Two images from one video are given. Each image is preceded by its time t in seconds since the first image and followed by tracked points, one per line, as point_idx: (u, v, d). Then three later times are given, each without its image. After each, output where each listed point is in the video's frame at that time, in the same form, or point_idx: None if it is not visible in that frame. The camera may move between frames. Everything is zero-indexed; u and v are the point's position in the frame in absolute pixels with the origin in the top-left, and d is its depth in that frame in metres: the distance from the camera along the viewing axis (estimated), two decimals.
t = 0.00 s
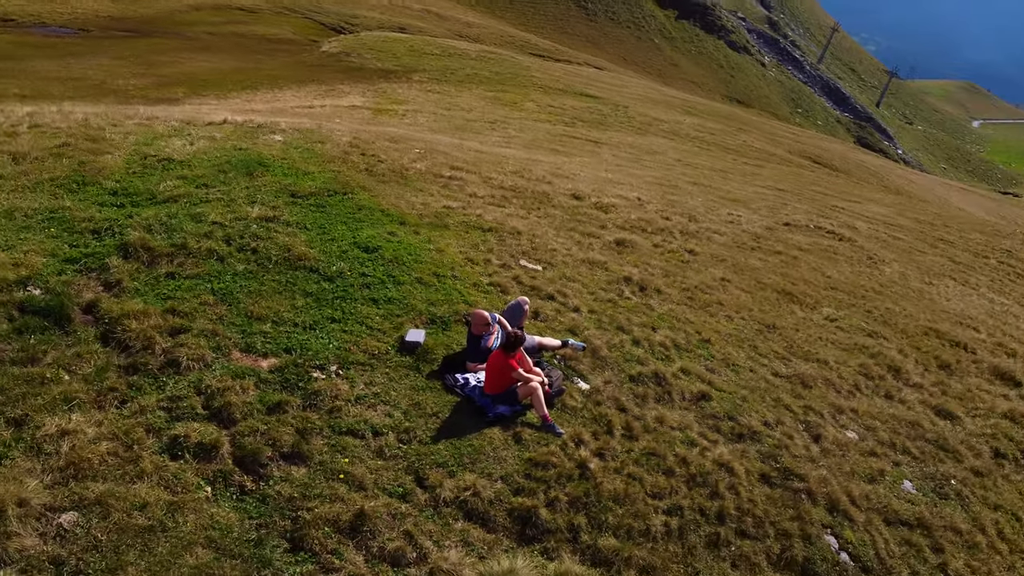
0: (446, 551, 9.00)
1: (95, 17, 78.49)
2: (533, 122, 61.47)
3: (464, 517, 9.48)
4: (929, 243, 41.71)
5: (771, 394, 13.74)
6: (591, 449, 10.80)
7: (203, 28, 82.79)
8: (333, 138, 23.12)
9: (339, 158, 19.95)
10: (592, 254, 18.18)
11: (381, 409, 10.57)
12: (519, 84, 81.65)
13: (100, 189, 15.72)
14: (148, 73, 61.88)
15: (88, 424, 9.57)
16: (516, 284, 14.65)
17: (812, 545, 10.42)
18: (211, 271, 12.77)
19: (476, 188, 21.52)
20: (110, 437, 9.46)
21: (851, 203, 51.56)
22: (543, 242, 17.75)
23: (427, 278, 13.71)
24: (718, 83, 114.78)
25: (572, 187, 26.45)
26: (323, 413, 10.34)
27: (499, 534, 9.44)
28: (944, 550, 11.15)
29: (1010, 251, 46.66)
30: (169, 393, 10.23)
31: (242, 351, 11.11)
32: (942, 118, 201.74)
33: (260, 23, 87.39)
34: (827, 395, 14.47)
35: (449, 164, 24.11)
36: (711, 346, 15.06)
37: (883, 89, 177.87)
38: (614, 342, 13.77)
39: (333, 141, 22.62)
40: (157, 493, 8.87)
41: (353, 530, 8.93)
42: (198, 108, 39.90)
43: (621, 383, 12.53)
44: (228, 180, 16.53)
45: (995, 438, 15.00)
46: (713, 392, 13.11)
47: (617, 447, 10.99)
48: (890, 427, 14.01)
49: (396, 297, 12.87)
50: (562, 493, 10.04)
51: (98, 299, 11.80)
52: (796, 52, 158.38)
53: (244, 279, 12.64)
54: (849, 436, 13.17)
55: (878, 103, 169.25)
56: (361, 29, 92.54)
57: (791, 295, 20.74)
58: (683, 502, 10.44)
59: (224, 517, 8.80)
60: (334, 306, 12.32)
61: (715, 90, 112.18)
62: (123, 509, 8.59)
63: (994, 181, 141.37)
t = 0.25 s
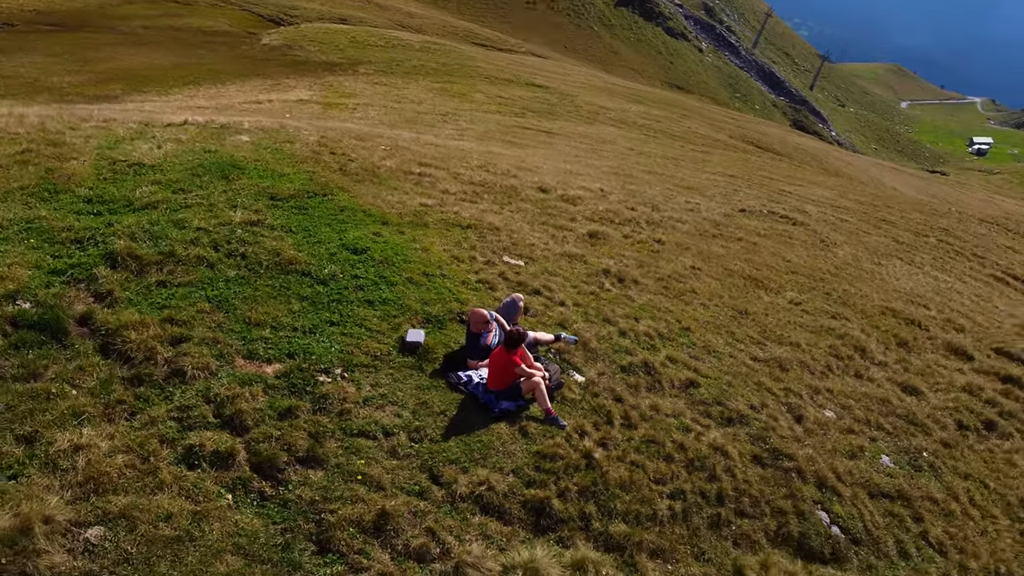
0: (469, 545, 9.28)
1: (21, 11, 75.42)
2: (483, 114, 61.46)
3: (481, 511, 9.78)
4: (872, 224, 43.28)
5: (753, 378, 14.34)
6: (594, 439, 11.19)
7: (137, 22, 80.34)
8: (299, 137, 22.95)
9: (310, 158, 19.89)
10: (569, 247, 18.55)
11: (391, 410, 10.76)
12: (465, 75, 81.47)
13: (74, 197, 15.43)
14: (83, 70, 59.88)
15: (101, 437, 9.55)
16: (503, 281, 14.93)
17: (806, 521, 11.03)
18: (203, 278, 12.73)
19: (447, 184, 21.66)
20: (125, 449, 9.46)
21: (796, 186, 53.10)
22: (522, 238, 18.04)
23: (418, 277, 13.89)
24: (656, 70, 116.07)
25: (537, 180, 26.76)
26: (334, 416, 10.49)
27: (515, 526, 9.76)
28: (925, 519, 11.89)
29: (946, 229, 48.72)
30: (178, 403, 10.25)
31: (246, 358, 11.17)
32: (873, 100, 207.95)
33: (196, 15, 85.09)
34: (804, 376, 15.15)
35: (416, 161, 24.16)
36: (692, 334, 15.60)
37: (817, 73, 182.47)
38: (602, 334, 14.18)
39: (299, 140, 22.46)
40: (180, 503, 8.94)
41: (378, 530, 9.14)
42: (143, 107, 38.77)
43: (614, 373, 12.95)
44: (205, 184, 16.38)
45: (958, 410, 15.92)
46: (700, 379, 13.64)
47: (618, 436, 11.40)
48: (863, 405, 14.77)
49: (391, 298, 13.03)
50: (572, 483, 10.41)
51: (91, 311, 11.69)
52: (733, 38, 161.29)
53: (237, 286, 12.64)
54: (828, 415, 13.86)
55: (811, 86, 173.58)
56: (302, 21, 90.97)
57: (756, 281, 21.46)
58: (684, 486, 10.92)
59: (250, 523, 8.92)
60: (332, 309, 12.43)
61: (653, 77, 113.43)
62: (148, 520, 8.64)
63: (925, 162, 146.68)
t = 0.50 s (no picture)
0: (494, 537, 9.60)
1: None
2: (439, 106, 61.20)
3: (502, 504, 10.10)
4: (826, 207, 44.60)
5: (740, 364, 14.93)
6: (602, 430, 11.60)
7: (75, 15, 77.71)
8: (271, 137, 22.77)
9: (288, 159, 19.80)
10: (552, 242, 18.89)
11: (405, 409, 10.99)
12: (417, 66, 80.95)
13: (55, 205, 15.17)
14: (22, 67, 57.81)
15: (123, 448, 9.60)
16: (495, 278, 15.21)
17: (804, 499, 11.64)
18: (203, 285, 12.73)
19: (425, 181, 21.77)
20: (148, 459, 9.53)
21: (749, 172, 54.25)
22: (506, 233, 18.32)
23: (415, 277, 14.09)
24: (603, 59, 116.55)
25: (508, 174, 26.99)
26: (351, 418, 10.68)
27: (535, 517, 10.11)
28: (909, 492, 12.63)
29: (894, 211, 50.42)
30: (195, 411, 10.32)
31: (256, 363, 11.26)
32: (814, 85, 212.51)
33: (136, 8, 82.61)
34: (786, 360, 15.80)
35: (389, 158, 24.18)
36: (678, 323, 16.11)
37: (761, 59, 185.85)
38: (596, 327, 14.58)
39: (273, 140, 22.29)
40: (210, 510, 9.06)
41: (406, 527, 9.39)
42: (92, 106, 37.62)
43: (612, 365, 13.37)
44: (189, 189, 16.24)
45: (928, 387, 16.79)
46: (691, 368, 14.15)
47: (623, 426, 11.82)
48: (842, 386, 15.49)
49: (392, 298, 13.21)
50: (585, 473, 10.80)
51: (94, 321, 11.63)
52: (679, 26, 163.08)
53: (238, 292, 12.67)
54: (812, 397, 14.53)
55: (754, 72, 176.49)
56: (248, 13, 89.15)
57: (729, 269, 22.13)
58: (689, 471, 11.41)
59: (281, 527, 9.10)
60: (335, 311, 12.57)
61: (600, 65, 113.96)
62: (182, 528, 8.75)
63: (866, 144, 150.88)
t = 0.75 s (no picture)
0: (519, 529, 9.94)
1: None
2: (395, 99, 60.72)
3: (522, 497, 10.44)
4: (782, 193, 45.76)
5: (728, 351, 15.50)
6: (609, 421, 12.02)
7: (10, 9, 74.83)
8: (246, 138, 22.59)
9: (268, 161, 19.71)
10: (536, 237, 19.22)
11: (420, 409, 11.24)
12: (370, 59, 80.22)
13: (41, 214, 14.92)
14: None
15: (150, 459, 9.67)
16: (490, 275, 15.49)
17: (800, 479, 12.26)
18: (205, 292, 12.75)
19: (405, 179, 21.86)
20: (175, 469, 9.62)
21: (705, 160, 55.23)
22: (492, 231, 18.58)
23: (413, 278, 14.29)
24: (551, 48, 116.31)
25: (481, 170, 27.18)
26: (369, 420, 10.89)
27: (555, 508, 10.47)
28: (895, 468, 13.37)
29: (846, 195, 51.96)
30: (215, 419, 10.41)
31: (271, 370, 11.39)
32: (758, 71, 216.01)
33: (75, 3, 79.95)
34: (769, 346, 16.44)
35: (365, 156, 24.18)
36: (664, 313, 16.62)
37: (707, 46, 188.33)
38: (591, 320, 14.97)
39: (247, 141, 22.11)
40: (244, 516, 9.22)
41: (435, 524, 9.68)
42: (39, 106, 36.36)
43: (610, 357, 13.79)
44: (176, 195, 16.12)
45: (901, 367, 17.65)
46: (684, 357, 14.65)
47: (628, 416, 12.26)
48: (823, 368, 16.21)
49: (395, 299, 13.41)
50: (598, 464, 11.20)
51: (102, 333, 11.59)
52: (626, 14, 164.16)
53: (242, 298, 12.72)
54: (798, 380, 15.19)
55: (700, 59, 178.66)
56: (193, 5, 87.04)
57: (703, 257, 22.77)
58: (693, 457, 11.90)
59: (314, 529, 9.30)
60: (341, 314, 12.73)
61: (548, 54, 113.85)
62: (218, 536, 8.88)
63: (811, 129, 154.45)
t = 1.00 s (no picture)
0: (543, 521, 10.31)
1: None
2: (351, 95, 60.08)
3: (541, 489, 10.80)
4: (739, 181, 46.80)
5: (716, 340, 16.07)
6: (615, 413, 12.45)
7: None
8: (220, 141, 22.37)
9: (249, 165, 19.61)
10: (520, 233, 19.53)
11: (436, 409, 11.51)
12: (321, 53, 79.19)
13: (28, 226, 14.69)
14: None
15: (178, 470, 9.76)
16: (484, 274, 15.77)
17: (795, 460, 12.88)
18: (208, 301, 12.78)
19: (385, 179, 21.94)
20: (205, 478, 9.73)
21: (662, 149, 56.06)
22: (478, 229, 18.84)
23: (412, 279, 14.51)
24: (499, 38, 115.61)
25: (454, 167, 27.32)
26: (388, 421, 11.12)
27: (573, 499, 10.86)
28: (880, 446, 14.10)
29: (799, 181, 53.34)
30: (237, 427, 10.53)
31: (285, 376, 11.52)
32: (703, 58, 218.73)
33: None
34: (752, 334, 17.07)
35: (340, 156, 24.14)
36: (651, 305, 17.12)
37: (653, 34, 190.11)
38: (585, 315, 15.38)
39: (222, 144, 21.90)
40: (278, 521, 9.40)
41: (462, 520, 9.99)
42: None
43: (608, 350, 14.22)
44: (164, 203, 16.01)
45: (875, 348, 18.48)
46: (676, 347, 15.17)
47: (633, 407, 12.71)
48: (804, 353, 16.91)
49: (398, 301, 13.62)
50: (609, 454, 11.62)
51: (111, 345, 11.56)
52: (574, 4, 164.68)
53: (247, 305, 12.80)
54: (783, 365, 15.84)
55: (647, 48, 180.13)
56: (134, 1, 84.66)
57: (678, 248, 23.37)
58: (696, 444, 12.41)
59: (348, 531, 9.53)
60: (348, 318, 12.90)
61: (497, 45, 113.25)
62: (257, 542, 9.05)
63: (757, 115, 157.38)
